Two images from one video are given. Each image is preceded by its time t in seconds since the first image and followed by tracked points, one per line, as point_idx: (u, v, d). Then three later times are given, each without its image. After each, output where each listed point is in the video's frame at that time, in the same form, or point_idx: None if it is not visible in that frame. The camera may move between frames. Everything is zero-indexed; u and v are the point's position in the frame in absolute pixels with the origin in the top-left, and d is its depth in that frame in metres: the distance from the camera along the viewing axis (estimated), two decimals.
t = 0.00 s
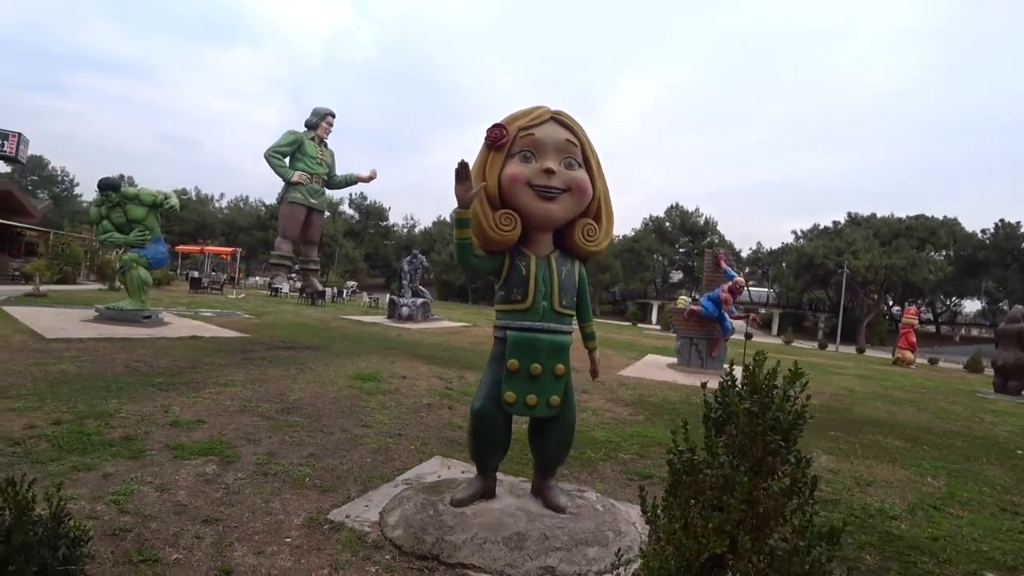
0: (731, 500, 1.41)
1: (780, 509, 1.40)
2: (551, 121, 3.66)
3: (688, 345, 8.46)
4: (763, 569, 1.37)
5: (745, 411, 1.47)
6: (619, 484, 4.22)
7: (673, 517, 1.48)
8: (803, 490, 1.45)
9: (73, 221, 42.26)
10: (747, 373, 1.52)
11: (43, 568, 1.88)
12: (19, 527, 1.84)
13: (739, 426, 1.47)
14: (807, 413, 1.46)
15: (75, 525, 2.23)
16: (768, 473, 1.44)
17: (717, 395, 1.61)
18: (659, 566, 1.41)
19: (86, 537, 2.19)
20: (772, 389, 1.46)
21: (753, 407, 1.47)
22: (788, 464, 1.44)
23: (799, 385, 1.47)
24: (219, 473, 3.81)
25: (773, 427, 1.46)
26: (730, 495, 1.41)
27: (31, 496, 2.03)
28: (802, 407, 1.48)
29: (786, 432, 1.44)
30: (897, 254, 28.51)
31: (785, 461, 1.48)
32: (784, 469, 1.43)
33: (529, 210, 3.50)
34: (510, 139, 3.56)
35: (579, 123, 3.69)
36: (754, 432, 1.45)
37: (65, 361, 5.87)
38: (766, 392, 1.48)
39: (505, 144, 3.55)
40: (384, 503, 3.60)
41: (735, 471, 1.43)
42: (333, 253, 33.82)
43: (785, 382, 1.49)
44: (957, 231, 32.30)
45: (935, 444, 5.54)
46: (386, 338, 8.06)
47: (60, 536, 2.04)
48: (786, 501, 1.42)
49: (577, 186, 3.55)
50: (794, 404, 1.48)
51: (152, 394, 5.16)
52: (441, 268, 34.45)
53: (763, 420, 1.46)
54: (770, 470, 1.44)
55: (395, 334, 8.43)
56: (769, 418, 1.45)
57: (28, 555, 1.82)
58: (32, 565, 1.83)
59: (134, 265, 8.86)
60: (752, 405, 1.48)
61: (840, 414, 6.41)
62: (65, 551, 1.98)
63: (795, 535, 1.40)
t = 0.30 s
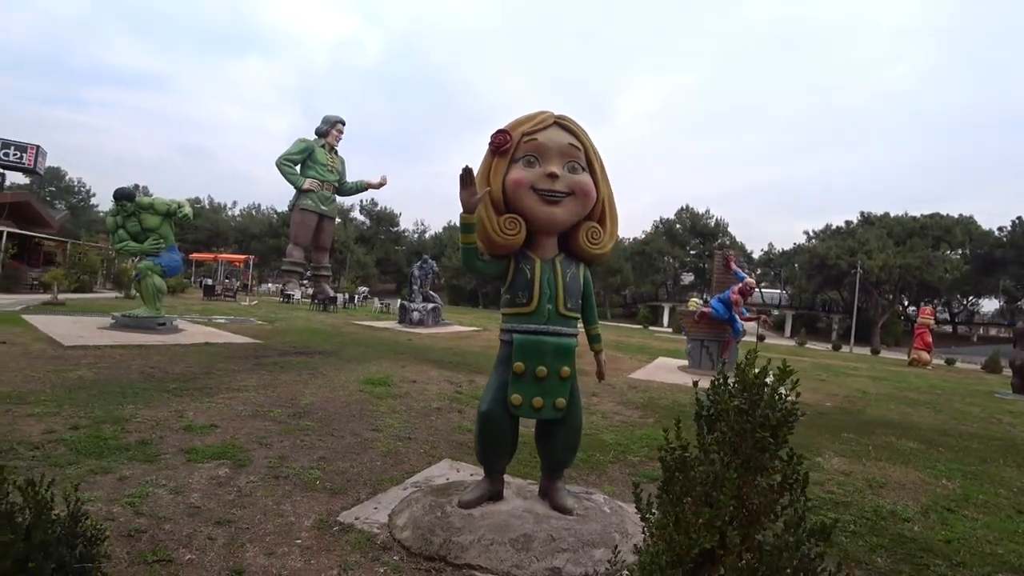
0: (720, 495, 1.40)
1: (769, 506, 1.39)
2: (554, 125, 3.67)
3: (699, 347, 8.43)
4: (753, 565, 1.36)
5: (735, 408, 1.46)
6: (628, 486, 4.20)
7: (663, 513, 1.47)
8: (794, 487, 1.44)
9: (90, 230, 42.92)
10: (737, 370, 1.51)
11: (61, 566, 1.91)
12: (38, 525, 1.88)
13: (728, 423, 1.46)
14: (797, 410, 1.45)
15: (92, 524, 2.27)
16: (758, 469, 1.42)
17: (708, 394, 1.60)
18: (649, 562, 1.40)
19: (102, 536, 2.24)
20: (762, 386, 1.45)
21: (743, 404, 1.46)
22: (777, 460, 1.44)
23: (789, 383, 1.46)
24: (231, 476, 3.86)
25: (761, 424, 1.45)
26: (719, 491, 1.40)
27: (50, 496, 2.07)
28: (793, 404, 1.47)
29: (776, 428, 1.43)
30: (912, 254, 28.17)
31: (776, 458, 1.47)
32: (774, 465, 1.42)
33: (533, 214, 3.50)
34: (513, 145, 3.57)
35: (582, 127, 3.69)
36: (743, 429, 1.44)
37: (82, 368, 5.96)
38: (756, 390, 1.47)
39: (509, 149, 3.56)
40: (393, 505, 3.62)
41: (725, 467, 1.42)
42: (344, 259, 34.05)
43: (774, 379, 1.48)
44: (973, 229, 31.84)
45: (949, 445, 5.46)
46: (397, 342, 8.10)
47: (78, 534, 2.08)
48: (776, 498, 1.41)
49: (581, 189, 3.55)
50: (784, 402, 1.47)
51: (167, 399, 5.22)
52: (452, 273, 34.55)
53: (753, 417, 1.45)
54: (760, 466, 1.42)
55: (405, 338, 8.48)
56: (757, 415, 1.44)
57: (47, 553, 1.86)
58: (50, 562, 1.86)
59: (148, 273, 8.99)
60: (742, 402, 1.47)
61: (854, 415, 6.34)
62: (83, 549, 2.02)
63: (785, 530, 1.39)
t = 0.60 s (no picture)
0: (708, 491, 1.40)
1: (759, 502, 1.39)
2: (552, 129, 3.67)
3: (702, 348, 8.42)
4: (742, 559, 1.35)
5: (722, 405, 1.46)
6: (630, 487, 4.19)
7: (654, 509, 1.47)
8: (785, 483, 1.44)
9: (95, 238, 43.18)
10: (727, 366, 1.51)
11: (69, 566, 1.92)
12: (45, 526, 1.89)
13: (716, 420, 1.46)
14: (786, 405, 1.45)
15: (100, 525, 2.29)
16: (746, 465, 1.42)
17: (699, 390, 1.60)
18: (640, 557, 1.41)
19: (109, 537, 2.25)
20: (749, 382, 1.45)
21: (731, 401, 1.46)
22: (768, 456, 1.43)
23: (777, 380, 1.46)
24: (236, 480, 3.88)
25: (751, 420, 1.45)
26: (707, 486, 1.40)
27: (58, 497, 2.09)
28: (782, 400, 1.46)
29: (763, 425, 1.43)
30: (916, 252, 28.06)
31: (767, 453, 1.46)
32: (762, 461, 1.42)
33: (532, 217, 3.50)
34: (512, 149, 3.57)
35: (580, 130, 3.69)
36: (730, 426, 1.44)
37: (89, 374, 6.01)
38: (743, 386, 1.47)
39: (507, 153, 3.56)
40: (396, 507, 3.63)
41: (713, 463, 1.42)
42: (348, 264, 34.16)
43: (762, 376, 1.48)
44: (978, 227, 31.71)
45: (956, 443, 5.43)
46: (400, 346, 8.12)
47: (85, 535, 2.10)
48: (766, 493, 1.41)
49: (579, 192, 3.55)
50: (773, 399, 1.47)
51: (172, 404, 5.25)
52: (455, 276, 34.60)
53: (741, 414, 1.45)
54: (748, 462, 1.42)
55: (408, 342, 8.51)
56: (745, 411, 1.43)
57: (54, 554, 1.88)
58: (59, 563, 1.88)
59: (153, 280, 9.05)
60: (730, 399, 1.47)
61: (859, 414, 6.31)
62: (91, 550, 2.04)
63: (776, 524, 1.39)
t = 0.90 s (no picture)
0: (692, 485, 1.41)
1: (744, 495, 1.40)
2: (549, 131, 3.68)
3: (702, 348, 8.40)
4: (726, 551, 1.36)
5: (707, 401, 1.47)
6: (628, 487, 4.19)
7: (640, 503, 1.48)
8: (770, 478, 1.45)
9: (97, 242, 43.32)
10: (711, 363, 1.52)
11: (72, 563, 1.94)
12: (49, 524, 1.91)
13: (701, 416, 1.47)
14: (770, 402, 1.46)
15: (102, 524, 2.31)
16: (730, 459, 1.43)
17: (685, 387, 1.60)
18: (626, 550, 1.41)
19: (111, 536, 2.27)
20: (733, 378, 1.46)
21: (716, 397, 1.47)
22: (752, 451, 1.44)
23: (761, 376, 1.47)
24: (237, 480, 3.89)
25: (735, 416, 1.46)
26: (692, 480, 1.41)
27: (61, 496, 2.10)
28: (766, 397, 1.47)
29: (747, 420, 1.44)
30: (917, 251, 28.01)
31: (752, 449, 1.47)
32: (746, 456, 1.42)
33: (529, 219, 3.51)
34: (508, 151, 3.58)
35: (576, 132, 3.70)
36: (714, 421, 1.45)
37: (91, 377, 6.04)
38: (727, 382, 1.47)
39: (504, 155, 3.57)
40: (395, 507, 3.64)
41: (698, 457, 1.43)
42: (349, 266, 34.23)
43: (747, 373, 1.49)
44: (978, 225, 31.65)
45: (956, 442, 5.41)
46: (400, 348, 8.14)
47: (87, 534, 2.11)
48: (751, 487, 1.41)
49: (575, 194, 3.56)
50: (757, 395, 1.48)
51: (174, 406, 5.27)
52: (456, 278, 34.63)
53: (725, 409, 1.46)
54: (733, 456, 1.43)
55: (409, 344, 8.52)
56: (729, 407, 1.44)
57: (57, 551, 1.89)
58: (62, 560, 1.90)
59: (155, 283, 9.09)
60: (715, 395, 1.48)
61: (859, 414, 6.30)
62: (94, 547, 2.06)
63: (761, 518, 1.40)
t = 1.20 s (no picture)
0: (669, 478, 1.42)
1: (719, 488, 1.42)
2: (539, 133, 3.69)
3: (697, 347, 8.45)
4: (702, 542, 1.37)
5: (684, 395, 1.48)
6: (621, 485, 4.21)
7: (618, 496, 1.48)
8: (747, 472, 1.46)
9: (90, 243, 43.16)
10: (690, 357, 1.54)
11: (66, 562, 1.95)
12: (44, 522, 1.92)
13: (678, 411, 1.48)
14: (745, 397, 1.48)
15: (95, 523, 2.31)
16: (707, 452, 1.44)
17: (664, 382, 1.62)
18: (605, 541, 1.43)
19: (105, 533, 2.28)
20: (711, 373, 1.47)
21: (693, 393, 1.48)
22: (728, 445, 1.45)
23: (738, 372, 1.49)
24: (231, 481, 3.89)
25: (711, 411, 1.47)
26: (669, 474, 1.42)
27: (55, 495, 2.10)
28: (741, 392, 1.49)
29: (724, 416, 1.45)
30: (910, 251, 28.14)
31: (728, 443, 1.48)
32: (722, 450, 1.44)
33: (519, 219, 3.52)
34: (499, 152, 3.60)
35: (567, 133, 3.72)
36: (691, 415, 1.46)
37: (84, 378, 6.03)
38: (705, 378, 1.48)
39: (494, 157, 3.58)
40: (388, 506, 3.65)
41: (675, 451, 1.44)
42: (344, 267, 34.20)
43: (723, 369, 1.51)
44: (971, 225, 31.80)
45: (949, 439, 5.44)
46: (396, 349, 8.14)
47: (81, 532, 2.12)
48: (727, 480, 1.43)
49: (565, 194, 3.57)
50: (734, 391, 1.49)
51: (167, 407, 5.27)
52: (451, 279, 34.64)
53: (702, 404, 1.47)
54: (709, 450, 1.44)
55: (403, 345, 8.52)
56: (706, 402, 1.46)
57: (52, 549, 1.91)
58: (56, 558, 1.91)
59: (148, 284, 9.08)
60: (692, 390, 1.49)
61: (852, 412, 6.33)
62: (88, 545, 2.07)
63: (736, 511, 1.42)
